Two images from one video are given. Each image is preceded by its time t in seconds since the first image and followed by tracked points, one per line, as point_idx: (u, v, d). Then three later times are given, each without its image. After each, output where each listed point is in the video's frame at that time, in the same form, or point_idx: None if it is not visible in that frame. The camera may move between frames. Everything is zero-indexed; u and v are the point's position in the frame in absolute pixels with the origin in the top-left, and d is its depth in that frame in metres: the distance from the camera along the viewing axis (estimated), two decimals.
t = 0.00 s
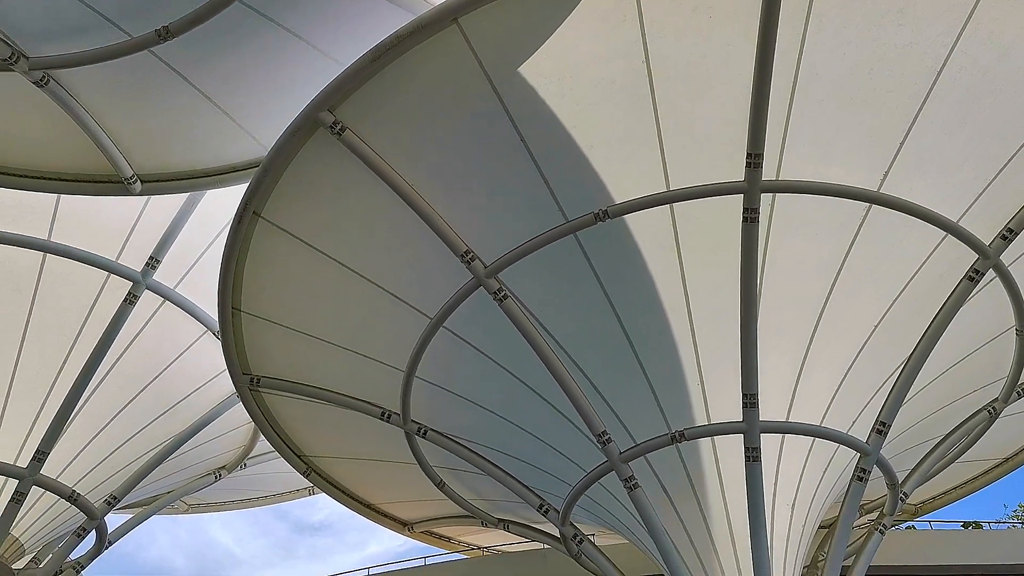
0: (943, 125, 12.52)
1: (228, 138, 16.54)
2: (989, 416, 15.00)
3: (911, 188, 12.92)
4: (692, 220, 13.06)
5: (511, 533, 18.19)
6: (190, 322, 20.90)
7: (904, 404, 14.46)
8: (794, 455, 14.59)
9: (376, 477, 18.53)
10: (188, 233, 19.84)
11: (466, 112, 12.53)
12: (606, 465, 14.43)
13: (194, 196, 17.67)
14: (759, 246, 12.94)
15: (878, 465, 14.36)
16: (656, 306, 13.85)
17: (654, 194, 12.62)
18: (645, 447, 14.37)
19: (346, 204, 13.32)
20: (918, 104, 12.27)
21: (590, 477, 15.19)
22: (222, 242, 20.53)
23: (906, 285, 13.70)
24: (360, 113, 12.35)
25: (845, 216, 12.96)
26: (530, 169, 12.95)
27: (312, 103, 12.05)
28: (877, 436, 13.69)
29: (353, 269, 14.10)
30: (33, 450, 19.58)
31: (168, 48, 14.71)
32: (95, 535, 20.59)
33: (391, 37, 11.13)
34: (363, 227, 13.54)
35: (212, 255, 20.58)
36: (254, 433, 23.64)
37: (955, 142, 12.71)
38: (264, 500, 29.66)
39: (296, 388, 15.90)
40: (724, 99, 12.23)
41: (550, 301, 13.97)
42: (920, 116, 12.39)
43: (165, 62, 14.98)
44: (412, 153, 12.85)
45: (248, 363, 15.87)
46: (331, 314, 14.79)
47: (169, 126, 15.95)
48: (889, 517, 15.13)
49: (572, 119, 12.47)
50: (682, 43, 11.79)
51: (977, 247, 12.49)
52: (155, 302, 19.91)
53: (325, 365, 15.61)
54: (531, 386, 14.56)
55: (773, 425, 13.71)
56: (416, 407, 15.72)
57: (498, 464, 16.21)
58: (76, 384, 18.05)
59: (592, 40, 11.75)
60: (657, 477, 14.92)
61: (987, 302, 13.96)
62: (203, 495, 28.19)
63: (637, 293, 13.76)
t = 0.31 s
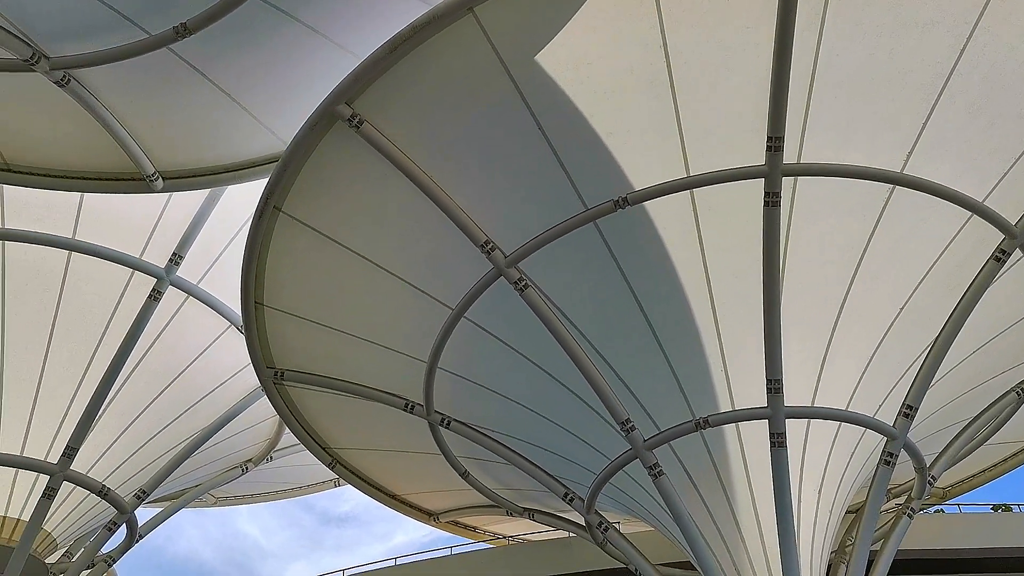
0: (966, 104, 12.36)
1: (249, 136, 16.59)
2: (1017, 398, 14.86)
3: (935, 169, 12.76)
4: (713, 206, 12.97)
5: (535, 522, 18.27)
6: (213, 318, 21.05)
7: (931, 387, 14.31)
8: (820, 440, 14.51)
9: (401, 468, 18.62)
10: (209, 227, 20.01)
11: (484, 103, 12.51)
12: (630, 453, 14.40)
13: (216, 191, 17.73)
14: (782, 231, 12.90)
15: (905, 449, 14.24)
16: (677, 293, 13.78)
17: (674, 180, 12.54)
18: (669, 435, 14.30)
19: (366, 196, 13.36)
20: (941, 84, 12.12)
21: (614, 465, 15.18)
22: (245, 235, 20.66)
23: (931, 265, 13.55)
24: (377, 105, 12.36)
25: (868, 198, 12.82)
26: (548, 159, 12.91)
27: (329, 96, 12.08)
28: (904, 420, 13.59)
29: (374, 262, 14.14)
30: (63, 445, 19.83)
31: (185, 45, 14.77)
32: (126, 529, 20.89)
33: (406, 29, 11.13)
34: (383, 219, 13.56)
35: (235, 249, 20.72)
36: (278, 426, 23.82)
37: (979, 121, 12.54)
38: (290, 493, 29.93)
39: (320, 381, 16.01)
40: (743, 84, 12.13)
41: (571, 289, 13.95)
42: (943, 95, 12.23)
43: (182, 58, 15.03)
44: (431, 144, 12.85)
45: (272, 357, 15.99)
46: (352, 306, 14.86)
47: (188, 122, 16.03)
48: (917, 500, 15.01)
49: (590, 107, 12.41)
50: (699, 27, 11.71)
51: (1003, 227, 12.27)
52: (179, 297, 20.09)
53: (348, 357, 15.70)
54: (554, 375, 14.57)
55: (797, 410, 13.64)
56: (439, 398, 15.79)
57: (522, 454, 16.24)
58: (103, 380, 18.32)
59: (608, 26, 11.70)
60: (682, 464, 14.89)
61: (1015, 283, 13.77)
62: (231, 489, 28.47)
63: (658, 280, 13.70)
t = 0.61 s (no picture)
0: (990, 84, 12.19)
1: (267, 133, 16.63)
2: None
3: (958, 150, 12.60)
4: (733, 192, 12.90)
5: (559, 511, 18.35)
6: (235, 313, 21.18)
7: (957, 371, 14.18)
8: (845, 425, 14.42)
9: (425, 459, 18.71)
10: (229, 222, 20.13)
11: (500, 93, 12.47)
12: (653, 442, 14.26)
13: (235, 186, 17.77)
14: (804, 216, 12.77)
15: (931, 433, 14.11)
16: (698, 280, 13.71)
17: (694, 166, 12.43)
18: (693, 422, 14.12)
19: (385, 188, 13.38)
20: (963, 63, 11.95)
21: (637, 453, 15.15)
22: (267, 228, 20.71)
23: (956, 247, 13.41)
24: (394, 97, 12.36)
25: (890, 180, 12.68)
26: (566, 148, 12.86)
27: (346, 90, 12.09)
28: (930, 404, 13.47)
29: (394, 254, 14.16)
30: (91, 442, 20.09)
31: (202, 42, 14.85)
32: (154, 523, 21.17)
33: (421, 21, 11.12)
34: (403, 211, 13.58)
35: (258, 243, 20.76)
36: (302, 420, 23.99)
37: (1003, 100, 12.37)
38: (314, 486, 30.18)
39: (343, 374, 16.10)
40: (762, 68, 12.03)
41: (591, 278, 13.91)
42: (966, 75, 12.07)
43: (199, 55, 15.13)
44: (449, 135, 12.83)
45: (295, 351, 16.09)
46: (373, 299, 14.91)
47: (207, 119, 16.10)
48: (944, 485, 14.89)
49: (607, 95, 12.35)
50: (716, 12, 11.62)
51: None
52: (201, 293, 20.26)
53: (370, 350, 15.78)
54: (575, 364, 14.55)
55: (821, 396, 13.47)
56: (461, 389, 15.84)
57: (544, 443, 16.26)
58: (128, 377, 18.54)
59: (624, 13, 11.64)
60: (706, 451, 14.84)
61: None
62: (255, 482, 28.75)
63: (679, 267, 13.63)
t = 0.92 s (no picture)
0: (1017, 57, 11.98)
1: (287, 126, 16.70)
2: None
3: (985, 125, 12.42)
4: (756, 173, 12.81)
5: (586, 498, 18.36)
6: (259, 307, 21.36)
7: (986, 350, 14.05)
8: (873, 407, 14.31)
9: (450, 447, 18.80)
10: (251, 218, 20.27)
11: (518, 79, 12.43)
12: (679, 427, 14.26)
13: (257, 181, 17.93)
14: (828, 196, 12.65)
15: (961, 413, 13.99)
16: (722, 264, 13.61)
17: (715, 150, 12.33)
18: (719, 406, 14.19)
19: (405, 178, 13.39)
20: (989, 37, 11.75)
21: (663, 439, 15.11)
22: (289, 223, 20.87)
23: (984, 224, 13.24)
24: (412, 87, 12.36)
25: (916, 158, 12.51)
26: (586, 133, 12.80)
27: (365, 81, 12.11)
28: (959, 384, 13.34)
29: (416, 244, 14.20)
30: (122, 436, 20.37)
31: (222, 36, 14.93)
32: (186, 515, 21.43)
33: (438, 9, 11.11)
34: (424, 201, 13.60)
35: (280, 237, 20.91)
36: (328, 411, 24.18)
37: None
38: (342, 477, 30.45)
39: (369, 365, 16.19)
40: (784, 48, 11.91)
41: (613, 264, 13.86)
42: (992, 49, 11.87)
43: (219, 49, 15.21)
44: (468, 124, 12.82)
45: (319, 342, 16.20)
46: (396, 290, 14.96)
47: (227, 114, 16.16)
48: (975, 465, 14.75)
49: (626, 79, 12.28)
50: None
51: None
52: (226, 288, 20.44)
53: (394, 340, 15.85)
54: (598, 350, 14.52)
55: (848, 378, 13.40)
56: (485, 377, 15.89)
57: (569, 430, 16.27)
58: (157, 372, 18.77)
59: None
60: (732, 436, 14.78)
61: None
62: (284, 473, 29.03)
63: (701, 251, 13.56)
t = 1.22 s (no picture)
0: None
1: (307, 120, 16.77)
2: None
3: (1012, 102, 12.20)
4: (778, 157, 12.70)
5: (611, 486, 18.38)
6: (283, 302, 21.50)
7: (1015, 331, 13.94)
8: (901, 390, 14.19)
9: (475, 438, 18.88)
10: (273, 213, 20.42)
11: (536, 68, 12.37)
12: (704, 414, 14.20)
13: (279, 176, 18.11)
14: (852, 179, 12.50)
15: (991, 395, 13.86)
16: (745, 249, 13.52)
17: (736, 134, 12.21)
18: (745, 392, 14.17)
19: (425, 170, 13.40)
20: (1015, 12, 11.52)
21: (687, 426, 15.06)
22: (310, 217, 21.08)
23: (1012, 203, 13.04)
24: (430, 78, 12.34)
25: (941, 138, 12.34)
26: (606, 120, 12.73)
27: (382, 74, 12.11)
28: (988, 365, 13.21)
29: (437, 236, 14.22)
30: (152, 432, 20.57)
31: (240, 33, 15.00)
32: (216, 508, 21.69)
33: None
34: (444, 192, 13.60)
35: (302, 232, 21.06)
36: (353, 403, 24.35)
37: None
38: (369, 468, 30.69)
39: (393, 357, 16.28)
40: (805, 29, 11.77)
41: (635, 252, 13.81)
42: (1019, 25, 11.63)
43: (237, 45, 15.30)
44: (487, 114, 12.80)
45: (343, 335, 16.30)
46: (418, 281, 15.00)
47: (246, 109, 16.25)
48: (1005, 448, 14.62)
49: (645, 65, 12.19)
50: None
51: None
52: (250, 283, 20.61)
53: (417, 331, 15.91)
54: (621, 338, 14.50)
55: (875, 362, 13.27)
56: (509, 367, 15.92)
57: (593, 418, 16.27)
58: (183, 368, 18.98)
59: None
60: (758, 422, 14.70)
61: None
62: (311, 466, 29.31)
63: (725, 237, 13.47)
